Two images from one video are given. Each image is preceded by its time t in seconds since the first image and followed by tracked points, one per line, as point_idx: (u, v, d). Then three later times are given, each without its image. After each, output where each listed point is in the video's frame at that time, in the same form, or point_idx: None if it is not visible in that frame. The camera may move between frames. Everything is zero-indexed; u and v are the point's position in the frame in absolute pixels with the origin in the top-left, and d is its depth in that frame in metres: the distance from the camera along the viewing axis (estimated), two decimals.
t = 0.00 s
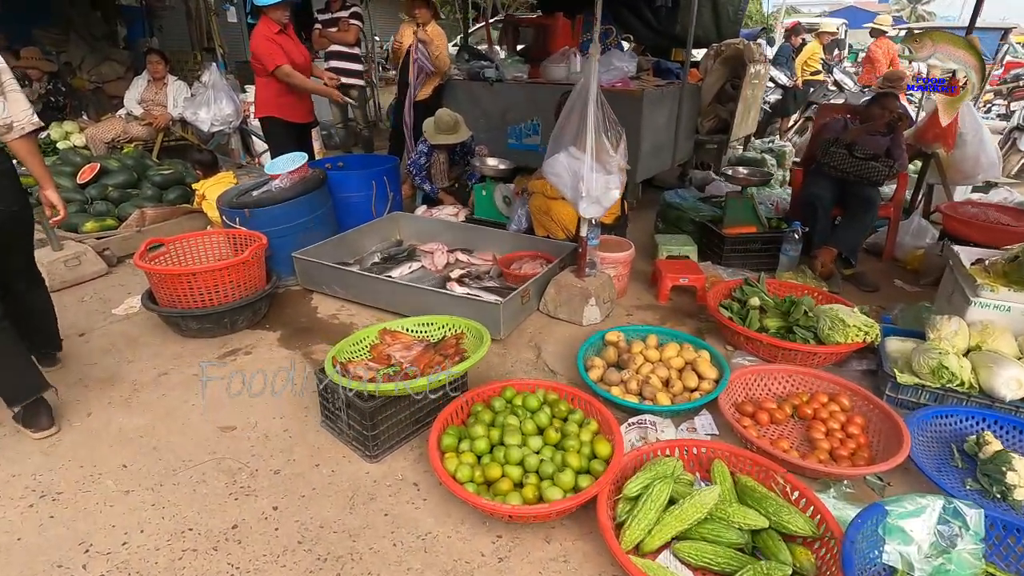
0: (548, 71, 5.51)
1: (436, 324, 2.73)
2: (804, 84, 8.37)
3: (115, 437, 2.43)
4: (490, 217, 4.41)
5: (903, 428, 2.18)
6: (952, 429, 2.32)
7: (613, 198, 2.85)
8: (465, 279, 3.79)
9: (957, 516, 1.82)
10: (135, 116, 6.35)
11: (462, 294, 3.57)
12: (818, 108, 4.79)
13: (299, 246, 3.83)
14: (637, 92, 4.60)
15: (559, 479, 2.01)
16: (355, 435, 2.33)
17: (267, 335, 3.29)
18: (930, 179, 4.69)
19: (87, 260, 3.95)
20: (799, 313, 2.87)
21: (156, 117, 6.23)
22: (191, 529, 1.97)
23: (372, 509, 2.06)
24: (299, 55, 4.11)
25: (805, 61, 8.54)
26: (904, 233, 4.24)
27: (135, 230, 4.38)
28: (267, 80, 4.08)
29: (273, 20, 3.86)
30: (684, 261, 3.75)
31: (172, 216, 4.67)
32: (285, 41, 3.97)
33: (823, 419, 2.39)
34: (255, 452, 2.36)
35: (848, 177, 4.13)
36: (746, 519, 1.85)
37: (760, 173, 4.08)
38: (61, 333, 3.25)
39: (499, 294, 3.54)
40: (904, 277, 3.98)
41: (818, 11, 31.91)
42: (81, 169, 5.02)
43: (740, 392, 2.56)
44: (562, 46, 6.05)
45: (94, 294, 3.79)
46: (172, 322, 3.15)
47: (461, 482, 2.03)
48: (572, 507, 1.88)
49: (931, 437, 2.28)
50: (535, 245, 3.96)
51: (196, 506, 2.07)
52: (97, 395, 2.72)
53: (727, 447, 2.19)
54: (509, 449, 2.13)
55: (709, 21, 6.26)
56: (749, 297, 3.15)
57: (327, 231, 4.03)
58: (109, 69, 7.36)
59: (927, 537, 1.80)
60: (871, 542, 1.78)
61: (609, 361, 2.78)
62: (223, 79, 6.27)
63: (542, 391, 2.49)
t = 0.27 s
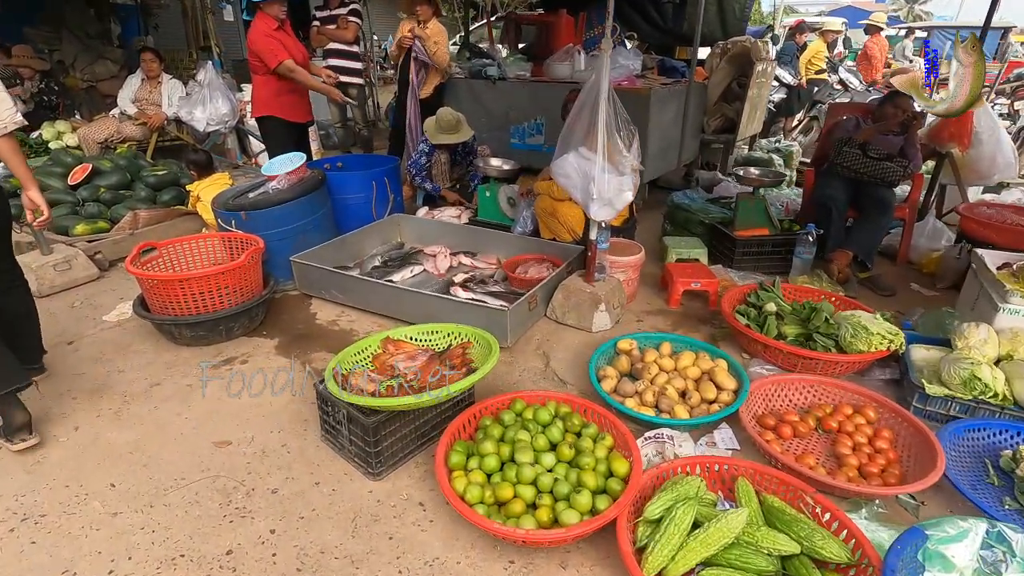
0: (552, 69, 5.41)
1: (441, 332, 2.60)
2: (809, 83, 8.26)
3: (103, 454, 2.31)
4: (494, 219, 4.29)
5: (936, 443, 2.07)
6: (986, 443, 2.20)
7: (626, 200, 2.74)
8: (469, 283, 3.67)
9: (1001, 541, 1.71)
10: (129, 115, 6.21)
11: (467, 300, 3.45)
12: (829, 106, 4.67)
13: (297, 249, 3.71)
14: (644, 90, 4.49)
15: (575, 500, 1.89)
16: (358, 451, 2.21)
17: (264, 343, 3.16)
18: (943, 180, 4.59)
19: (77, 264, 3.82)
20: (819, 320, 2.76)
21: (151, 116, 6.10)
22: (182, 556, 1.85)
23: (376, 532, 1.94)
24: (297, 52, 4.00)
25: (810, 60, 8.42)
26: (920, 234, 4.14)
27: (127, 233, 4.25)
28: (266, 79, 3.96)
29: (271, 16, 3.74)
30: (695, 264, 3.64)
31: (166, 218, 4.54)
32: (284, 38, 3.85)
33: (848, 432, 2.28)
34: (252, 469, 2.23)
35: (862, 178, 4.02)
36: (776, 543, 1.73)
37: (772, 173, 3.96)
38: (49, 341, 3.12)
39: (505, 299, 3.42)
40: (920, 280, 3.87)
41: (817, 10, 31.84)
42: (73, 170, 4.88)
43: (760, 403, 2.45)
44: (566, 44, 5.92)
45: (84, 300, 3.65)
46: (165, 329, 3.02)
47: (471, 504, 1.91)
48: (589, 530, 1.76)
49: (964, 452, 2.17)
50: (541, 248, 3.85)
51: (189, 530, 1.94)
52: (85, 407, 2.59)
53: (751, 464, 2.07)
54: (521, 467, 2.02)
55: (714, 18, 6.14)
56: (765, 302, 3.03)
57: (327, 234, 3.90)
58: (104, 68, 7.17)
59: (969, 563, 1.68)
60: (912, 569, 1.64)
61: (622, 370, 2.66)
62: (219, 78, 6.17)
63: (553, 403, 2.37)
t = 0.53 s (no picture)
0: (554, 69, 5.30)
1: (445, 346, 2.46)
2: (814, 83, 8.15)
3: (86, 479, 2.17)
4: (497, 223, 4.15)
5: (974, 468, 1.95)
6: None
7: (640, 207, 2.62)
8: (473, 291, 3.54)
9: None
10: (121, 116, 6.06)
11: (471, 309, 3.32)
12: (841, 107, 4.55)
13: (293, 256, 3.57)
14: (651, 91, 4.37)
15: (592, 533, 1.75)
16: (358, 476, 2.08)
17: (259, 355, 3.02)
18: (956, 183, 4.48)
19: (65, 271, 3.67)
20: (841, 332, 2.63)
21: (143, 117, 5.95)
22: None
23: (378, 567, 1.81)
24: (295, 51, 3.87)
25: (815, 60, 8.31)
26: (935, 240, 4.04)
27: (118, 239, 4.10)
28: (264, 79, 3.83)
29: (267, 14, 3.61)
30: (706, 272, 3.51)
31: (158, 222, 4.39)
32: (281, 36, 3.72)
33: (878, 454, 2.16)
34: (245, 495, 2.10)
35: (875, 181, 3.91)
36: None
37: (784, 177, 3.84)
38: (33, 354, 2.98)
39: (510, 309, 3.29)
40: (937, 287, 3.75)
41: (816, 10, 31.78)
42: (62, 172, 4.73)
43: (783, 422, 2.32)
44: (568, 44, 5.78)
45: (72, 309, 3.51)
46: (155, 342, 2.88)
47: (481, 536, 1.78)
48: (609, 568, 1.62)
49: (1002, 477, 2.04)
50: (548, 254, 3.72)
51: (177, 565, 1.81)
52: (69, 427, 2.46)
53: (778, 490, 1.95)
54: (533, 495, 1.89)
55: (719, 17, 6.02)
56: (782, 312, 2.91)
57: (324, 240, 3.77)
58: (97, 68, 7.01)
59: None
60: None
61: (636, 386, 2.53)
62: (213, 78, 6.01)
63: (565, 423, 2.24)
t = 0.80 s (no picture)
0: (554, 72, 5.19)
1: (449, 365, 2.35)
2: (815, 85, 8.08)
3: (69, 509, 2.05)
4: (499, 232, 4.04)
5: (1006, 494, 1.86)
6: None
7: (652, 218, 2.53)
8: (475, 302, 3.43)
9: None
10: (111, 120, 5.92)
11: (473, 322, 3.21)
12: (848, 112, 4.48)
13: (289, 267, 3.45)
14: (655, 95, 4.29)
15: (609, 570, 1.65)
16: (358, 506, 1.97)
17: (253, 372, 2.91)
18: (965, 188, 4.41)
19: (51, 283, 3.54)
20: (859, 348, 2.54)
21: (134, 120, 5.81)
22: None
23: None
24: (290, 54, 3.74)
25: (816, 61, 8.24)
26: (945, 247, 3.96)
27: (107, 247, 3.97)
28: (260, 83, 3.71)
29: (260, 16, 3.48)
30: (715, 282, 3.42)
31: (149, 230, 4.26)
32: (276, 39, 3.60)
33: (903, 479, 2.06)
34: (238, 527, 1.99)
35: (885, 188, 3.84)
36: None
37: (793, 184, 3.75)
38: (16, 372, 2.85)
39: (514, 322, 3.19)
40: (949, 296, 3.66)
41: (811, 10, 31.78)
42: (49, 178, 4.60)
43: (802, 444, 2.23)
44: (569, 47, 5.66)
45: (58, 323, 3.38)
46: (144, 359, 2.76)
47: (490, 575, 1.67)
48: None
49: None
50: (552, 263, 3.62)
51: None
52: (53, 451, 2.34)
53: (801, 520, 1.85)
54: (545, 529, 1.78)
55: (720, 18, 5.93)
56: (796, 326, 2.81)
57: (321, 249, 3.65)
58: (87, 70, 6.86)
59: None
60: None
61: (647, 405, 2.43)
62: (206, 81, 5.88)
63: (575, 447, 2.14)
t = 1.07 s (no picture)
0: (556, 74, 5.14)
1: (456, 379, 2.27)
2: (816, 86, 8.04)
3: (59, 535, 1.96)
4: (502, 238, 3.95)
5: None
6: None
7: (664, 226, 2.46)
8: (479, 311, 3.36)
9: None
10: (103, 123, 5.80)
11: (478, 331, 3.14)
12: (852, 113, 4.40)
13: (287, 275, 3.37)
14: (659, 98, 4.24)
15: None
16: (364, 530, 1.89)
17: (252, 385, 2.82)
18: (972, 191, 4.36)
19: (41, 292, 3.44)
20: (877, 358, 2.48)
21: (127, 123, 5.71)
22: None
23: None
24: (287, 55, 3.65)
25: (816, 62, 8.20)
26: (955, 251, 3.89)
27: (99, 255, 3.86)
28: (257, 86, 3.62)
29: (257, 18, 3.39)
30: (724, 288, 3.36)
31: (142, 237, 4.16)
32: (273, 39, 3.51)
33: (928, 497, 1.99)
34: (238, 553, 1.90)
35: (894, 192, 3.80)
36: None
37: (801, 188, 3.69)
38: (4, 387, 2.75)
39: (519, 331, 3.11)
40: (960, 302, 3.61)
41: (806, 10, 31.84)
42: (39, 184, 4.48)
43: (821, 459, 2.16)
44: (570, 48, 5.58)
45: (49, 334, 3.28)
46: (138, 373, 2.66)
47: None
48: None
49: None
50: (557, 270, 3.55)
51: None
52: (43, 472, 2.24)
53: (826, 542, 1.77)
54: (561, 555, 1.70)
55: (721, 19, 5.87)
56: (810, 335, 2.75)
57: (320, 257, 3.56)
58: (77, 71, 6.73)
59: None
60: None
61: (660, 419, 2.36)
62: (200, 83, 5.78)
63: (589, 465, 2.06)
